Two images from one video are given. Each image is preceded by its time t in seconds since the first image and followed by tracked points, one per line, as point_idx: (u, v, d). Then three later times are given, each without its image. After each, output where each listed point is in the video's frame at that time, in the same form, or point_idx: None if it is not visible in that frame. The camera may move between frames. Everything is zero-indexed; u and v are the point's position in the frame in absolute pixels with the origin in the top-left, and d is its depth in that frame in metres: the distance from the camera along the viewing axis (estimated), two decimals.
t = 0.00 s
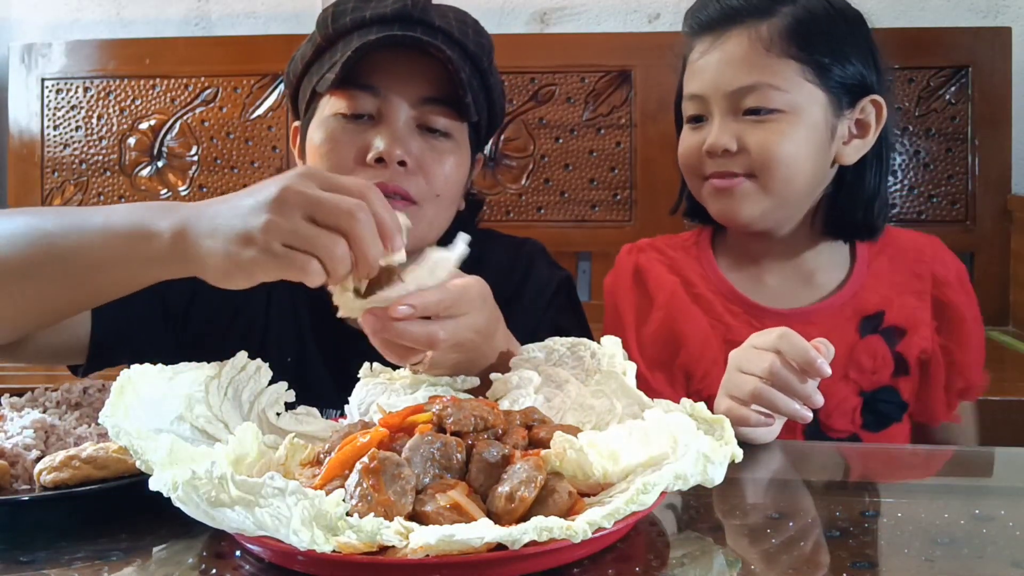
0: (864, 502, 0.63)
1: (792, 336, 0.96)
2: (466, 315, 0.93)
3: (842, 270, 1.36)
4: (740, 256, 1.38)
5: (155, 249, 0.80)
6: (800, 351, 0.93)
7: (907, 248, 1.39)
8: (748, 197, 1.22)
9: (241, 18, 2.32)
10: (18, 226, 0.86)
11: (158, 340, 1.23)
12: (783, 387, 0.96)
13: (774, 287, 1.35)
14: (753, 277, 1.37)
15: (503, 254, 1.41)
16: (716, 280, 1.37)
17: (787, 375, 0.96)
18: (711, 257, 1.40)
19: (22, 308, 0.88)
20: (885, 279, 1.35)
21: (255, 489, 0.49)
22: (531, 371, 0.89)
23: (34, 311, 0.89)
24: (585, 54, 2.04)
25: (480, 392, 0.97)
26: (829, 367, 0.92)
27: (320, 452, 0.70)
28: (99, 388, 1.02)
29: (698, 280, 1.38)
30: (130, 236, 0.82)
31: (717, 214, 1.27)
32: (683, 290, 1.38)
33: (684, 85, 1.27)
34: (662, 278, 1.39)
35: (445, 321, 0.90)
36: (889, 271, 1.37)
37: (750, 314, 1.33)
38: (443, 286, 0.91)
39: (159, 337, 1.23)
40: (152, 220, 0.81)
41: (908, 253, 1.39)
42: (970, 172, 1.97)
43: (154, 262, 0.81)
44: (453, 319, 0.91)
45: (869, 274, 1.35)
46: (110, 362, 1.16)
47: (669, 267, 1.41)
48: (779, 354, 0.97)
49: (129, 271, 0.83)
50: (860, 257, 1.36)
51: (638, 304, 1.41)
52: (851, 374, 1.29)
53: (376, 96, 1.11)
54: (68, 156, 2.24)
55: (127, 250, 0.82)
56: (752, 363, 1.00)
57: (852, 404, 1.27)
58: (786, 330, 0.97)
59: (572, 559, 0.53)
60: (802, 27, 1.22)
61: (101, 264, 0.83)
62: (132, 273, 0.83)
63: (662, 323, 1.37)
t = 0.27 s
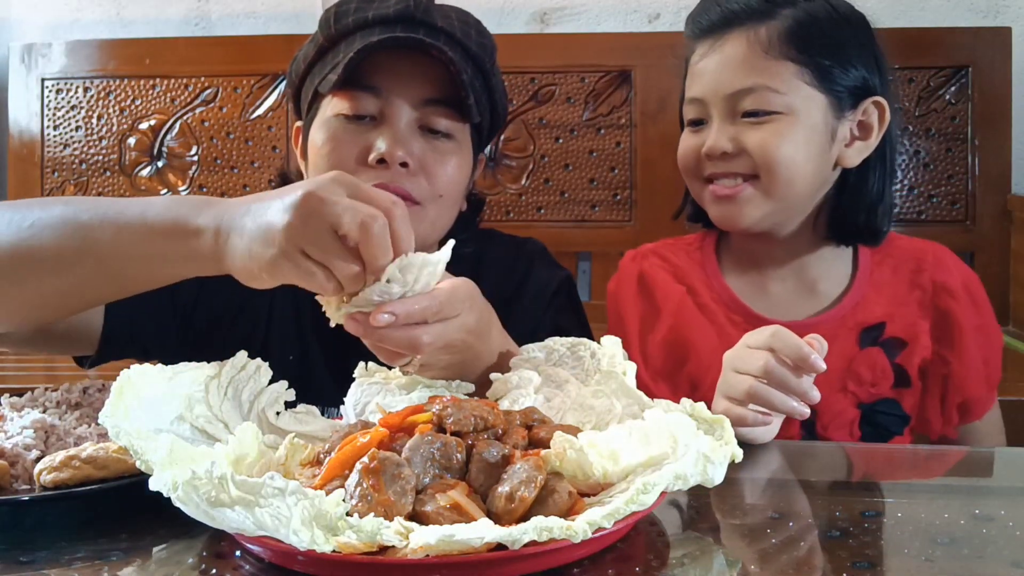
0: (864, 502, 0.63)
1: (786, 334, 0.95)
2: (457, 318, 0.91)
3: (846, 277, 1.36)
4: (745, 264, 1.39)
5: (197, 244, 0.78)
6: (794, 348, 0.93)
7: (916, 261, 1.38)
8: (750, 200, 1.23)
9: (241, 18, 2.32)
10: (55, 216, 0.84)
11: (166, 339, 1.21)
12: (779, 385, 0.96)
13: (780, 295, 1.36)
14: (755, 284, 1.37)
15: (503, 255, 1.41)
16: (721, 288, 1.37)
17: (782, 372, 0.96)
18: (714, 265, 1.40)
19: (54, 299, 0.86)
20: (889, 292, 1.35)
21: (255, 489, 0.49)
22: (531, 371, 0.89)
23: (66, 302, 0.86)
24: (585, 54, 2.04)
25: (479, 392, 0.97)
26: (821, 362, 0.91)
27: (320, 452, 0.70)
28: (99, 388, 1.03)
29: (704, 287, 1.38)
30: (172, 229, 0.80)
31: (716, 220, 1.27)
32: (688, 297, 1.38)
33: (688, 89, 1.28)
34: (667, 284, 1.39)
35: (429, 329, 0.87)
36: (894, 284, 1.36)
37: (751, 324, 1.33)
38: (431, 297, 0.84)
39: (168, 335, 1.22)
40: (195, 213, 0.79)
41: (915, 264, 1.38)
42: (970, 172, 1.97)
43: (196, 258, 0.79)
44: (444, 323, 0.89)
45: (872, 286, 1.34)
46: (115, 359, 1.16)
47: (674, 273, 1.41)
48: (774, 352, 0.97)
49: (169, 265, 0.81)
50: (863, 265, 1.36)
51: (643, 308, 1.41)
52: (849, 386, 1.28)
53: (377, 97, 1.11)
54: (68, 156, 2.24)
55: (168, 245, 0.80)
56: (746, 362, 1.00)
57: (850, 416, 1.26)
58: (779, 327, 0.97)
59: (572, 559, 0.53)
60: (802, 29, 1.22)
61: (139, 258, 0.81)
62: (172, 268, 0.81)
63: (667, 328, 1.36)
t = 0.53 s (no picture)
0: (864, 502, 0.63)
1: (782, 337, 0.96)
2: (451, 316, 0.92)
3: (865, 283, 1.36)
4: (760, 269, 1.39)
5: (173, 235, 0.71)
6: (790, 349, 0.93)
7: (937, 271, 1.37)
8: (763, 205, 1.24)
9: (241, 18, 2.32)
10: (26, 201, 0.77)
11: (165, 335, 1.21)
12: (776, 386, 0.96)
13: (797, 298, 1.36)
14: (771, 289, 1.38)
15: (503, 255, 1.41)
16: (738, 291, 1.38)
17: (779, 374, 0.96)
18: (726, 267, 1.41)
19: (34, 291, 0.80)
20: (906, 301, 1.35)
21: (255, 489, 0.49)
22: (532, 371, 0.89)
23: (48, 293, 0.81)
24: (585, 54, 2.04)
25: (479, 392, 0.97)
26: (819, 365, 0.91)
27: (320, 452, 0.70)
28: (100, 388, 1.03)
29: (720, 289, 1.39)
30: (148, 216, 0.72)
31: (732, 224, 1.28)
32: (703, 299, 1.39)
33: (704, 92, 1.28)
34: (683, 286, 1.41)
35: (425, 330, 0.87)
36: (911, 293, 1.36)
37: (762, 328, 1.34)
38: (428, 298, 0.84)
39: (167, 332, 1.22)
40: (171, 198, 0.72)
41: (935, 274, 1.37)
42: (970, 172, 1.97)
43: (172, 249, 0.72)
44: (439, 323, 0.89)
45: (889, 294, 1.35)
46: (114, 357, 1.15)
47: (690, 275, 1.43)
48: (770, 354, 0.97)
49: (145, 255, 0.74)
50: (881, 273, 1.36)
51: (658, 308, 1.43)
52: (863, 396, 1.28)
53: (376, 98, 1.11)
54: (68, 156, 2.24)
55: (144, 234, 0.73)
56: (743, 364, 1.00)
57: (863, 425, 1.26)
58: (777, 329, 0.97)
59: (572, 559, 0.53)
60: (818, 31, 1.22)
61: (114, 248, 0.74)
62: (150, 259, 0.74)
63: (681, 328, 1.38)
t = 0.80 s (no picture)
0: (864, 501, 0.63)
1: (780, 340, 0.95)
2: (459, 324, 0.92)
3: (884, 284, 1.36)
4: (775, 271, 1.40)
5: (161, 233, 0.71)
6: (788, 352, 0.93)
7: (955, 271, 1.36)
8: (775, 211, 1.25)
9: (241, 17, 2.32)
10: (14, 201, 0.76)
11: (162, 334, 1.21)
12: (777, 389, 0.96)
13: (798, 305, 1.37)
14: (789, 292, 1.38)
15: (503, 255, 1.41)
16: (756, 293, 1.38)
17: (778, 376, 0.95)
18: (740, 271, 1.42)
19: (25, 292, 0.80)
20: (922, 302, 1.34)
21: (255, 489, 0.49)
22: (532, 371, 0.89)
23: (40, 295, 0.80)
24: (585, 54, 2.04)
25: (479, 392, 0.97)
26: (817, 365, 0.91)
27: (320, 452, 0.70)
28: (100, 388, 1.03)
29: (738, 290, 1.40)
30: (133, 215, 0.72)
31: (748, 229, 1.30)
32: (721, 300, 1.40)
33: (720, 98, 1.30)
34: (702, 287, 1.42)
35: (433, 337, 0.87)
36: (928, 294, 1.35)
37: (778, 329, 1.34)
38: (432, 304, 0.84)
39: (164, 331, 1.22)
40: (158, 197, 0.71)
41: (953, 274, 1.36)
42: (971, 172, 1.97)
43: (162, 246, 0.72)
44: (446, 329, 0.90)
45: (904, 295, 1.34)
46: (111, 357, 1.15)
47: (708, 276, 1.44)
48: (768, 357, 0.96)
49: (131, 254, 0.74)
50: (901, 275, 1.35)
51: (675, 307, 1.44)
52: (878, 397, 1.28)
53: (372, 100, 1.11)
54: (68, 156, 2.24)
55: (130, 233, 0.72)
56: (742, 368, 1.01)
57: (877, 427, 1.26)
58: (772, 332, 0.96)
59: (572, 558, 0.53)
60: (832, 36, 1.23)
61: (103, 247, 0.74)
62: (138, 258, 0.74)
63: (700, 328, 1.40)
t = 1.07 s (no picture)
0: (864, 501, 0.63)
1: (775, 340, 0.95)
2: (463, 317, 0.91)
3: (885, 287, 1.36)
4: (775, 274, 1.40)
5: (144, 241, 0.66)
6: (782, 351, 0.94)
7: (961, 271, 1.36)
8: (768, 212, 1.26)
9: (240, 17, 2.32)
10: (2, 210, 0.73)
11: (159, 337, 1.20)
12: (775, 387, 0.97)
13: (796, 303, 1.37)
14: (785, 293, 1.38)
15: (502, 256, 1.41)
16: (756, 294, 1.38)
17: (778, 375, 0.96)
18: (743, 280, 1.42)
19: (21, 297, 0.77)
20: (927, 304, 1.34)
21: (255, 489, 0.49)
22: (533, 371, 0.89)
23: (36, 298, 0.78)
24: (585, 54, 2.04)
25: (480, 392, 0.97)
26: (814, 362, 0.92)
27: (320, 452, 0.70)
28: (100, 388, 1.03)
29: (739, 292, 1.40)
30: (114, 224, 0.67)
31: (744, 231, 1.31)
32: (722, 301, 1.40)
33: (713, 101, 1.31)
34: (704, 289, 1.42)
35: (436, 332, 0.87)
36: (932, 296, 1.35)
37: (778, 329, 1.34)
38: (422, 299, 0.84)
39: (160, 334, 1.20)
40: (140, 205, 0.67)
41: (959, 275, 1.35)
42: (971, 172, 1.97)
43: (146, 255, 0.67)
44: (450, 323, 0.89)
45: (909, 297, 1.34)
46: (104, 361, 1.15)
47: (710, 277, 1.44)
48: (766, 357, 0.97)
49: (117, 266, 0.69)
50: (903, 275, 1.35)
51: (676, 309, 1.44)
52: (883, 396, 1.28)
53: (371, 98, 1.11)
54: (68, 156, 2.24)
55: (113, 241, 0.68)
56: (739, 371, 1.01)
57: (881, 427, 1.27)
58: (766, 331, 0.97)
59: (572, 558, 0.53)
60: (822, 38, 1.24)
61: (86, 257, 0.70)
62: (124, 267, 0.70)
63: (700, 329, 1.39)
